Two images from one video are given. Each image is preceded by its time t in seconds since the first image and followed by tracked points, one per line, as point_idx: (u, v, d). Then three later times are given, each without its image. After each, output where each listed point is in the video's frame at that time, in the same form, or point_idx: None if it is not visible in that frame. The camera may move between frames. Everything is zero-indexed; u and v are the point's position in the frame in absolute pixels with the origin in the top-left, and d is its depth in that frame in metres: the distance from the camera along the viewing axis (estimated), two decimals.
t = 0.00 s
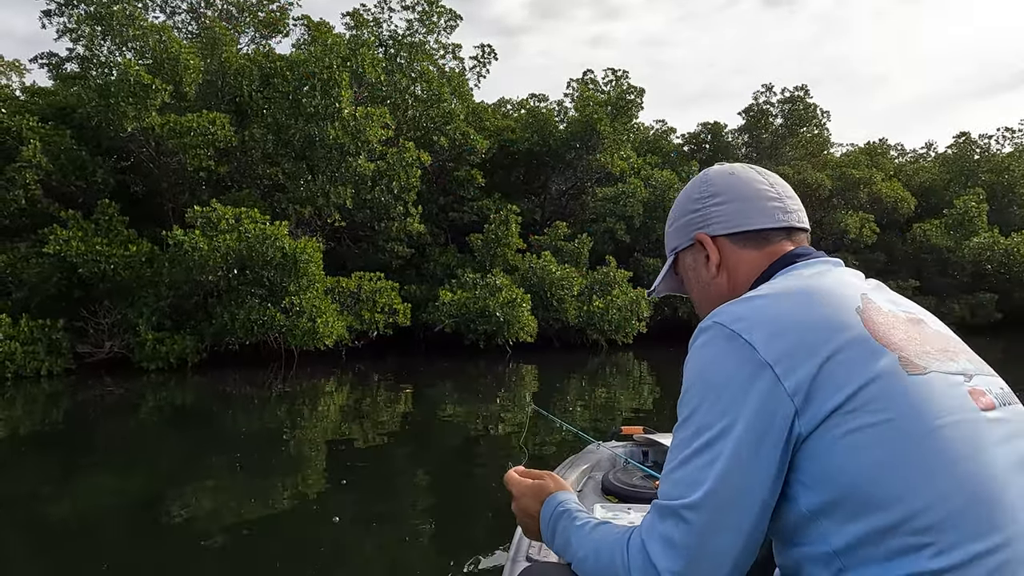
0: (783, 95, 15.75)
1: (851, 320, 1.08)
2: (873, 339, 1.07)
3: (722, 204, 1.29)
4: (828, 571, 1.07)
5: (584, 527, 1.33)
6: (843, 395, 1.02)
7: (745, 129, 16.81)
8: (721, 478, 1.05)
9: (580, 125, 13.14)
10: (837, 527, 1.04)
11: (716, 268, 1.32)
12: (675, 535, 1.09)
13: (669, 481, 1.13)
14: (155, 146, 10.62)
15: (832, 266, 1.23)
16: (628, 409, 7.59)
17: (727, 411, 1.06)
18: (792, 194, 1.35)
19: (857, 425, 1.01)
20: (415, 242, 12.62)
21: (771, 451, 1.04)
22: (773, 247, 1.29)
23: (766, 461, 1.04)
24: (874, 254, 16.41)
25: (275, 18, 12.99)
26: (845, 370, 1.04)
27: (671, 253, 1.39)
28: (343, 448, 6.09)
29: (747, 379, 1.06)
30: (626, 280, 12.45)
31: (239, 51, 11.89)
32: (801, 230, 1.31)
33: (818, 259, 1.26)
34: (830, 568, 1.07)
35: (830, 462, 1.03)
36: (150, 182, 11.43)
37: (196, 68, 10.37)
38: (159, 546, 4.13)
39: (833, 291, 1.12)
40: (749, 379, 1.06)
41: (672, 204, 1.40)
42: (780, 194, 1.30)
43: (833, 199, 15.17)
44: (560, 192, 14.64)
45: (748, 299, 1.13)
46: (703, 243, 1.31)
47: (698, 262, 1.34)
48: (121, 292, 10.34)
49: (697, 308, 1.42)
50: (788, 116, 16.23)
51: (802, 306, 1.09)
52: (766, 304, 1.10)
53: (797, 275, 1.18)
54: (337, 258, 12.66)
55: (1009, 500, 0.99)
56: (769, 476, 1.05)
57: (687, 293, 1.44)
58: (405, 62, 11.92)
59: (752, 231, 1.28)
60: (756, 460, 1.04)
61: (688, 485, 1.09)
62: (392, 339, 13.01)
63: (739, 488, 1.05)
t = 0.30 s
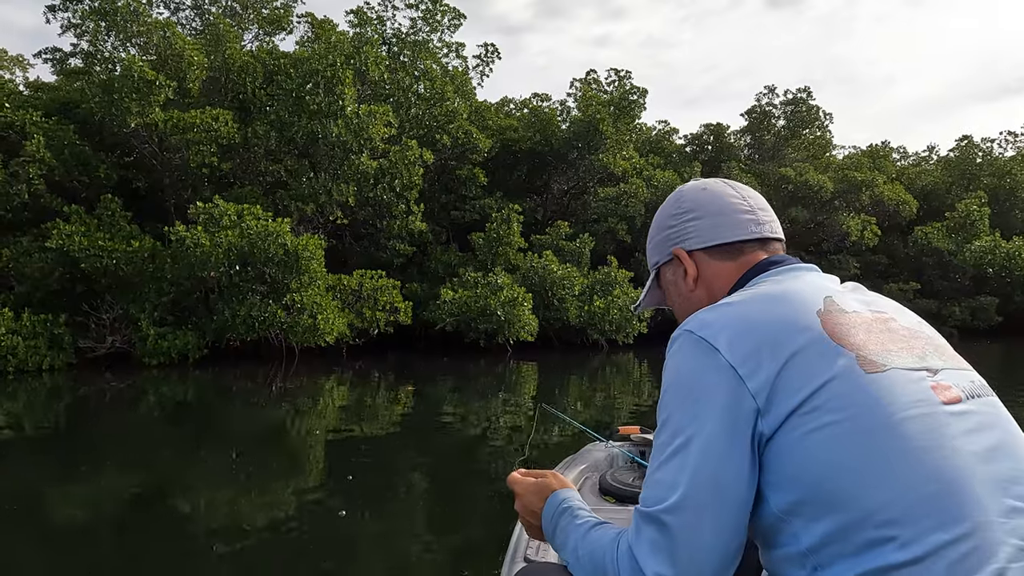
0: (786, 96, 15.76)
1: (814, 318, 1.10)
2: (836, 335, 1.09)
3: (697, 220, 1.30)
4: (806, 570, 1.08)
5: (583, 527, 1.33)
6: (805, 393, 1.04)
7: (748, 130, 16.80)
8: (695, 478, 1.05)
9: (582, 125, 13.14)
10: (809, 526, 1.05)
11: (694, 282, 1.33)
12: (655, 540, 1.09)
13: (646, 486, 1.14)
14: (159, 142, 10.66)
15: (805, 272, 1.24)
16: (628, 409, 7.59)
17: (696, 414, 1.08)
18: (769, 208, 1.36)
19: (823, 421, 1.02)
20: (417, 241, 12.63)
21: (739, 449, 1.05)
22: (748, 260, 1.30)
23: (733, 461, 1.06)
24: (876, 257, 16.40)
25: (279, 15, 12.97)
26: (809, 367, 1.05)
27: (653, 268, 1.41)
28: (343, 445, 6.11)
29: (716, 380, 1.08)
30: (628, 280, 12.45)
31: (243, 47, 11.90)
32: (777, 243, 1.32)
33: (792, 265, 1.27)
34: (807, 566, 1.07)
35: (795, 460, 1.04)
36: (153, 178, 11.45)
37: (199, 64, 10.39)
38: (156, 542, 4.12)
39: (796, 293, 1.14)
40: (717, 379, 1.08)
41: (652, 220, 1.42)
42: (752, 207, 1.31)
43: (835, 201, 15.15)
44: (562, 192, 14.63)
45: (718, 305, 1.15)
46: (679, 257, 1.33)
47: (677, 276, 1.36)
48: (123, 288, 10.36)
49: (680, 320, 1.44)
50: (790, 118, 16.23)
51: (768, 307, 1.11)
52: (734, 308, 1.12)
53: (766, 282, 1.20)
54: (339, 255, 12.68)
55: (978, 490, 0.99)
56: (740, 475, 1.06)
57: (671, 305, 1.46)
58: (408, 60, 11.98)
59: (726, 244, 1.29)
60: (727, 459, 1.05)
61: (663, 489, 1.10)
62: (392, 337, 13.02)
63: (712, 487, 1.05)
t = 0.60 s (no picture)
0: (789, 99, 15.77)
1: (807, 314, 1.12)
2: (828, 331, 1.10)
3: (692, 226, 1.31)
4: (804, 562, 1.08)
5: (587, 527, 1.34)
6: (802, 385, 1.05)
7: (751, 132, 16.81)
8: (694, 471, 1.06)
9: (585, 125, 13.16)
10: (808, 517, 1.05)
11: (689, 287, 1.34)
12: (657, 533, 1.10)
13: (645, 480, 1.15)
14: (162, 137, 10.69)
15: (799, 274, 1.25)
16: (628, 409, 7.58)
17: (694, 408, 1.09)
18: (764, 215, 1.36)
19: (818, 413, 1.04)
20: (418, 239, 12.64)
21: (738, 442, 1.06)
22: (742, 264, 1.31)
23: (732, 453, 1.06)
24: (878, 260, 16.39)
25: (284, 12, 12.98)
26: (803, 362, 1.06)
27: (651, 273, 1.42)
28: (343, 441, 6.12)
29: (713, 374, 1.09)
30: (629, 280, 12.44)
31: (247, 43, 11.92)
32: (771, 249, 1.33)
33: (786, 268, 1.28)
34: (805, 557, 1.08)
35: (792, 452, 1.05)
36: (156, 173, 11.47)
37: (204, 60, 10.43)
38: (157, 537, 4.12)
39: (789, 291, 1.16)
40: (714, 374, 1.09)
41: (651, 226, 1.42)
42: (747, 213, 1.32)
43: (837, 204, 15.15)
44: (564, 192, 14.63)
45: (714, 303, 1.17)
46: (675, 263, 1.34)
47: (673, 281, 1.37)
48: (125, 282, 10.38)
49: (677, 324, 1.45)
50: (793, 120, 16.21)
51: (763, 304, 1.12)
52: (730, 305, 1.13)
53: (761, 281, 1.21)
54: (341, 252, 12.70)
55: (972, 478, 1.00)
56: (738, 466, 1.06)
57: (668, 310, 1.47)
58: (413, 58, 12.04)
59: (720, 250, 1.30)
60: (725, 451, 1.06)
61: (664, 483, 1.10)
62: (393, 335, 13.03)
63: (710, 480, 1.06)
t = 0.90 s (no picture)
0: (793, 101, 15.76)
1: (779, 319, 1.13)
2: (799, 335, 1.12)
3: (671, 240, 1.32)
4: (783, 565, 1.08)
5: (580, 527, 1.35)
6: (772, 388, 1.06)
7: (754, 133, 16.79)
8: (671, 474, 1.08)
9: (588, 125, 13.17)
10: (784, 519, 1.06)
11: (671, 299, 1.36)
12: (639, 537, 1.10)
13: (628, 484, 1.16)
14: (166, 133, 10.72)
15: (777, 283, 1.26)
16: (628, 410, 7.58)
17: (670, 410, 1.10)
18: (744, 226, 1.37)
19: (789, 416, 1.04)
20: (421, 238, 12.65)
21: (713, 443, 1.07)
22: (721, 276, 1.31)
23: (707, 455, 1.07)
24: (880, 263, 16.37)
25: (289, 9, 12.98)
26: (774, 365, 1.08)
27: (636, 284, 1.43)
28: (343, 439, 6.12)
29: (687, 378, 1.10)
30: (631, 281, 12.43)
31: (252, 40, 11.93)
32: (751, 260, 1.33)
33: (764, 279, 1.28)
34: (783, 559, 1.08)
35: (766, 453, 1.06)
36: (160, 169, 11.49)
37: (208, 57, 10.45)
38: (155, 533, 4.12)
39: (763, 298, 1.17)
40: (689, 377, 1.10)
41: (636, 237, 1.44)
42: (726, 225, 1.32)
43: (839, 207, 15.13)
44: (567, 192, 14.63)
45: (690, 310, 1.18)
46: (656, 275, 1.35)
47: (656, 293, 1.38)
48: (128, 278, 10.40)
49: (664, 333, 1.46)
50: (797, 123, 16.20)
51: (736, 310, 1.14)
52: (705, 311, 1.15)
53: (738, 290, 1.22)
54: (344, 250, 12.72)
55: (943, 476, 1.00)
56: (714, 468, 1.07)
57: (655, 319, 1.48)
58: (417, 57, 12.09)
59: (699, 262, 1.31)
60: (701, 453, 1.07)
61: (644, 487, 1.11)
62: (395, 333, 13.05)
63: (688, 482, 1.07)
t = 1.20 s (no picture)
0: (797, 104, 15.77)
1: (770, 316, 1.14)
2: (791, 331, 1.13)
3: (668, 251, 1.34)
4: (778, 553, 1.09)
5: (579, 527, 1.36)
6: (764, 381, 1.07)
7: (758, 136, 16.80)
8: (665, 465, 1.09)
9: (593, 126, 13.19)
10: (777, 508, 1.07)
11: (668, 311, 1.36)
12: (635, 530, 1.12)
13: (625, 478, 1.17)
14: (171, 128, 10.75)
15: (772, 292, 1.26)
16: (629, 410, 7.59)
17: (664, 404, 1.12)
18: (744, 241, 1.37)
19: (780, 405, 1.06)
20: (424, 236, 12.66)
21: (706, 434, 1.08)
22: (717, 286, 1.31)
23: (702, 447, 1.08)
24: (882, 267, 16.37)
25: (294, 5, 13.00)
26: (765, 357, 1.09)
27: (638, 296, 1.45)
28: (344, 436, 6.14)
29: (682, 371, 1.12)
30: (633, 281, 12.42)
31: (258, 36, 11.95)
32: (749, 272, 1.33)
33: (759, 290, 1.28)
34: (778, 547, 1.09)
35: (758, 443, 1.07)
36: (164, 164, 11.51)
37: (214, 53, 10.47)
38: (155, 526, 4.13)
39: (754, 298, 1.19)
40: (683, 370, 1.12)
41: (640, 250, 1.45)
42: (722, 238, 1.33)
43: (842, 210, 15.13)
44: (570, 192, 14.64)
45: (684, 309, 1.20)
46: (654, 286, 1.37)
47: (656, 305, 1.39)
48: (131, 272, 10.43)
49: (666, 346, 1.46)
50: (800, 126, 16.20)
51: (728, 307, 1.16)
52: (697, 309, 1.17)
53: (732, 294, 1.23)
54: (346, 247, 12.74)
55: (930, 463, 1.02)
56: (708, 458, 1.08)
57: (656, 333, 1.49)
58: (422, 55, 12.14)
59: (695, 274, 1.32)
60: (695, 444, 1.08)
61: (640, 479, 1.13)
62: (396, 331, 13.08)
63: (680, 472, 1.08)
